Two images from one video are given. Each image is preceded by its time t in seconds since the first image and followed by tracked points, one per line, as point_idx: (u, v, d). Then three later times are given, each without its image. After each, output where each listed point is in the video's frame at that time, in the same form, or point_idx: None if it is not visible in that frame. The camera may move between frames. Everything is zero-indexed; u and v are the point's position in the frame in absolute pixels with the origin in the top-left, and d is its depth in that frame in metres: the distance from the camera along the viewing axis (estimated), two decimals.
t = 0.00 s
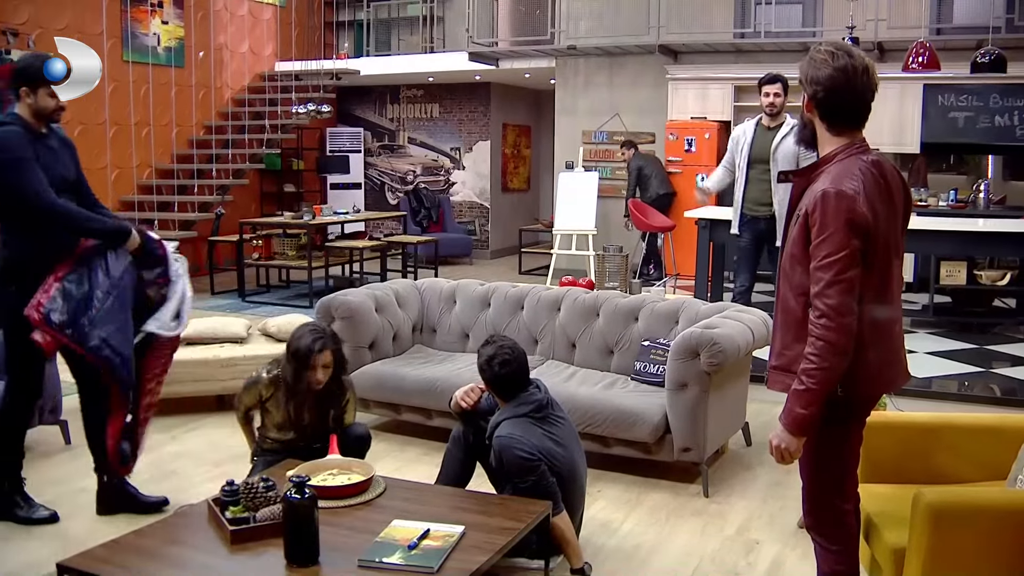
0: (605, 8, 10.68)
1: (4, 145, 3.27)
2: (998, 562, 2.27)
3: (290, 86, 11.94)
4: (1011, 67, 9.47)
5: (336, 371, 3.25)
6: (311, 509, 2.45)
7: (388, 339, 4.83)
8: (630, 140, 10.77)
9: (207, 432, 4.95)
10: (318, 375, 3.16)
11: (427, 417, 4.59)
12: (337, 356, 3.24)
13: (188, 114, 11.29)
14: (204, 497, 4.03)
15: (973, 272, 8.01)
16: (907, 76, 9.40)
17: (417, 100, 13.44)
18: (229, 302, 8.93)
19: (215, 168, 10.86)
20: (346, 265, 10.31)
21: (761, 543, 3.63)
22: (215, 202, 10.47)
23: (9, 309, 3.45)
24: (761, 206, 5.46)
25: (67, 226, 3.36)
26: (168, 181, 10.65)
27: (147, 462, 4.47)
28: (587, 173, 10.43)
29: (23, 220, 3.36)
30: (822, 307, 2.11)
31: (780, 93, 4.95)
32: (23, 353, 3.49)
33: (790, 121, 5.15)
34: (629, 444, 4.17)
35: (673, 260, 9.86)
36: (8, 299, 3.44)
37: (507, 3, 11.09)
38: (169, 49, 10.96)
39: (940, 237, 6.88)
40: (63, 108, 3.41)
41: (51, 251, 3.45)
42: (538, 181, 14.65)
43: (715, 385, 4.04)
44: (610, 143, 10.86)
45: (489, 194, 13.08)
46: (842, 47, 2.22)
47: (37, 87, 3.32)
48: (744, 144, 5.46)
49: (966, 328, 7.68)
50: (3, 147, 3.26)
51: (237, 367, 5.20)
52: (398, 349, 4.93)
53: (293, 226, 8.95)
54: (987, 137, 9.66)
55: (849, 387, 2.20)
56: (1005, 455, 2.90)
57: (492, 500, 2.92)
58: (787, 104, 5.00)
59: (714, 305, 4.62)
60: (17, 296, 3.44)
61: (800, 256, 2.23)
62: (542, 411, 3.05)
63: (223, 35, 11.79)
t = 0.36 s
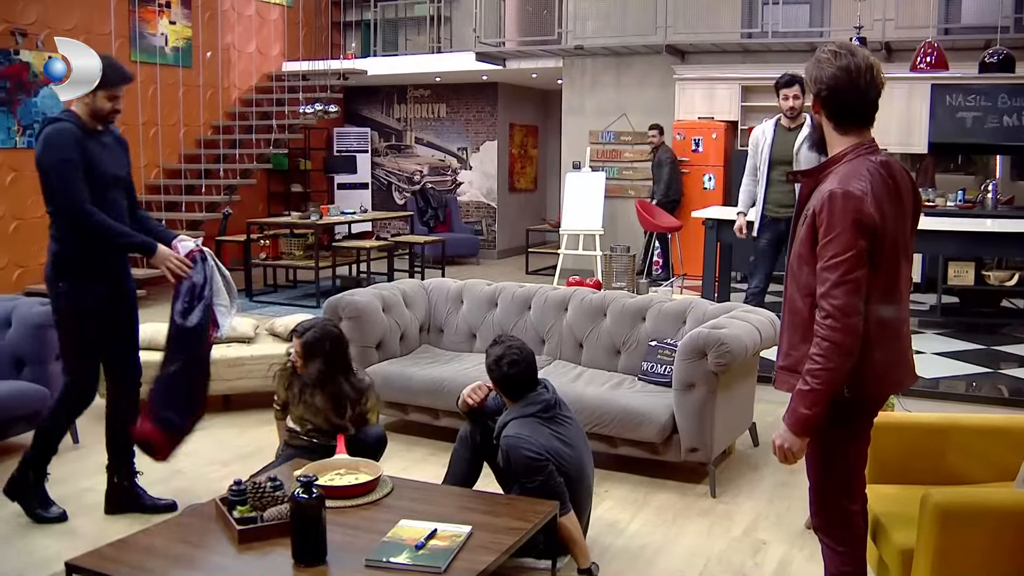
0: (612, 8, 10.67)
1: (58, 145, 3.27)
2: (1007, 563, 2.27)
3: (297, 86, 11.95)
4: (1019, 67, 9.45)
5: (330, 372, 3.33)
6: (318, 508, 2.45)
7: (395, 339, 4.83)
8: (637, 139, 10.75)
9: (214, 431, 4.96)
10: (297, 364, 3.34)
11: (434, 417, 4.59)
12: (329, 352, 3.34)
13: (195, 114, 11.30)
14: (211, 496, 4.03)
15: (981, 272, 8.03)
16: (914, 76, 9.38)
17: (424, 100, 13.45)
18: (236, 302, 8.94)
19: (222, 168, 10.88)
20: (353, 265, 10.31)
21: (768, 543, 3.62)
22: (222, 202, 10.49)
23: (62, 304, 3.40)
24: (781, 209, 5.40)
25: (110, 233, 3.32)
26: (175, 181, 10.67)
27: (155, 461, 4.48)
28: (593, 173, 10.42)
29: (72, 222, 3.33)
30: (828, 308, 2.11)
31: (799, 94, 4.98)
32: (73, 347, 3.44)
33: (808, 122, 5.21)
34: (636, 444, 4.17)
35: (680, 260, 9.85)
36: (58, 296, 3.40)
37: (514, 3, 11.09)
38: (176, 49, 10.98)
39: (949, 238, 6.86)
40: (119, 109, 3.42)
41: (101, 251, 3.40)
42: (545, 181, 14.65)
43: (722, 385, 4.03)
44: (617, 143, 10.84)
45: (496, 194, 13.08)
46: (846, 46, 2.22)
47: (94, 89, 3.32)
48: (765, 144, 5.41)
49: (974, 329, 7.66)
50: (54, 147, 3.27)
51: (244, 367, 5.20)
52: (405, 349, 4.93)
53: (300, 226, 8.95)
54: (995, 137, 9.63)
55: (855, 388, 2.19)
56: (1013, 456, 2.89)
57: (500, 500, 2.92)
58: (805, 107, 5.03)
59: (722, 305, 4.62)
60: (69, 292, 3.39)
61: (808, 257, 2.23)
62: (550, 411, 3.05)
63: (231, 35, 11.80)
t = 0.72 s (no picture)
0: (619, 8, 10.67)
1: (99, 146, 3.27)
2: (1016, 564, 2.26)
3: (303, 86, 11.96)
4: None
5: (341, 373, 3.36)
6: (325, 508, 2.46)
7: (402, 339, 4.83)
8: (644, 140, 10.74)
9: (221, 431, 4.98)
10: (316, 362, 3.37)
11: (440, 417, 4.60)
12: (345, 352, 3.34)
13: (202, 114, 11.31)
14: (219, 495, 4.04)
15: (988, 273, 8.00)
16: (922, 76, 9.37)
17: (431, 100, 13.45)
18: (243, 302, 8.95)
19: (229, 168, 10.90)
20: (360, 265, 10.32)
21: (774, 543, 3.62)
22: (228, 202, 10.51)
23: (90, 302, 3.38)
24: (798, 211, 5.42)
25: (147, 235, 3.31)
26: (182, 181, 10.69)
27: (162, 461, 4.49)
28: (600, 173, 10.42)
29: (105, 220, 3.31)
30: (840, 309, 2.10)
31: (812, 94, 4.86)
32: (101, 345, 3.42)
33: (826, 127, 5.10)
34: (642, 445, 4.17)
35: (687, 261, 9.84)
36: (89, 294, 3.37)
37: (521, 3, 11.10)
38: (183, 49, 10.99)
39: (956, 238, 6.85)
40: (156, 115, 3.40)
41: (133, 250, 3.39)
42: (552, 182, 14.65)
43: (729, 385, 4.03)
44: (624, 143, 10.83)
45: (502, 194, 13.08)
46: (850, 46, 2.22)
47: (135, 91, 3.31)
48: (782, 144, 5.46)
49: (982, 329, 7.64)
50: (95, 147, 3.26)
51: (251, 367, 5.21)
52: (412, 349, 4.94)
53: (307, 225, 8.95)
54: (1004, 137, 9.59)
55: (865, 389, 2.19)
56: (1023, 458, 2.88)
57: (507, 500, 2.92)
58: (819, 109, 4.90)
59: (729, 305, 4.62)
60: (102, 290, 3.37)
61: (818, 258, 2.22)
62: (559, 410, 3.05)
63: (237, 36, 11.81)
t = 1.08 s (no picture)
0: (625, 8, 10.67)
1: (130, 146, 3.20)
2: None
3: (310, 86, 11.98)
4: None
5: (373, 373, 3.41)
6: (332, 507, 2.46)
7: (409, 339, 4.84)
8: (651, 140, 10.75)
9: (227, 431, 4.99)
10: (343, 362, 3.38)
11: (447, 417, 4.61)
12: (375, 351, 3.37)
13: (210, 114, 11.33)
14: (225, 495, 4.05)
15: (996, 273, 7.98)
16: (929, 76, 9.36)
17: (437, 100, 13.46)
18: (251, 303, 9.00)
19: (235, 168, 10.92)
20: (366, 265, 10.33)
21: (781, 544, 3.61)
22: (235, 201, 10.53)
23: (109, 305, 3.31)
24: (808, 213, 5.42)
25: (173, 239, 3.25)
26: (189, 181, 10.72)
27: (168, 460, 4.50)
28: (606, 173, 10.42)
29: (129, 221, 3.24)
30: (850, 311, 2.08)
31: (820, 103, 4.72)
32: (118, 348, 3.36)
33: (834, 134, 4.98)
34: (649, 445, 4.17)
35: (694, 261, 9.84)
36: (110, 295, 3.30)
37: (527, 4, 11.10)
38: (191, 49, 11.01)
39: (964, 238, 6.84)
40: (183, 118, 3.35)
41: (154, 251, 3.34)
42: (558, 182, 14.66)
43: (736, 385, 4.02)
44: (631, 143, 10.84)
45: (509, 194, 13.08)
46: (854, 47, 2.21)
47: (167, 96, 3.26)
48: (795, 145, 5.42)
49: (989, 330, 7.62)
50: (127, 148, 3.19)
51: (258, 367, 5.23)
52: (419, 349, 4.94)
53: (313, 225, 8.96)
54: (1011, 138, 9.57)
55: (875, 389, 2.18)
56: None
57: (514, 500, 2.92)
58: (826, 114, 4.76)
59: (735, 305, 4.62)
60: (124, 291, 3.31)
61: (826, 259, 2.21)
62: (567, 410, 3.05)
63: (244, 36, 11.83)
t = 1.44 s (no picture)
0: (629, 8, 10.66)
1: (149, 150, 3.20)
2: None
3: (314, 86, 11.99)
4: None
5: (385, 371, 3.47)
6: (336, 507, 2.46)
7: (412, 339, 4.84)
8: (654, 140, 10.74)
9: (231, 431, 4.99)
10: (358, 367, 3.42)
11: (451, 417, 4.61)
12: (389, 351, 3.45)
13: (213, 115, 11.34)
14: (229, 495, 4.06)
15: (1000, 274, 7.99)
16: (933, 75, 9.35)
17: (441, 100, 13.46)
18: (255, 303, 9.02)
19: (239, 168, 10.93)
20: (370, 265, 10.34)
21: (785, 544, 3.61)
22: (239, 201, 10.54)
23: (117, 308, 3.30)
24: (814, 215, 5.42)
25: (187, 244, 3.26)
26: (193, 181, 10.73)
27: (172, 460, 4.50)
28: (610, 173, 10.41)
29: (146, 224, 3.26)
30: (852, 312, 2.07)
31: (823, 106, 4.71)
32: (123, 349, 3.35)
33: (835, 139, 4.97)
34: (652, 445, 4.17)
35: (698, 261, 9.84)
36: (120, 297, 3.30)
37: (531, 4, 11.10)
38: (195, 49, 11.01)
39: (968, 238, 6.82)
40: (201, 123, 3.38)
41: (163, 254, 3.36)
42: (562, 182, 14.66)
43: (739, 385, 4.02)
44: (634, 143, 10.83)
45: (512, 194, 13.08)
46: (857, 46, 2.20)
47: (187, 99, 3.29)
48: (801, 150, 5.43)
49: (993, 330, 7.62)
50: (146, 153, 3.20)
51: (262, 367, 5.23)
52: (423, 349, 4.94)
53: (317, 225, 8.97)
54: (1016, 137, 9.56)
55: (877, 391, 2.17)
56: None
57: (517, 500, 2.92)
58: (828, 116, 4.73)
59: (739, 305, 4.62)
60: (135, 293, 3.32)
61: (828, 260, 2.19)
62: (571, 409, 3.06)
63: (248, 36, 11.84)
